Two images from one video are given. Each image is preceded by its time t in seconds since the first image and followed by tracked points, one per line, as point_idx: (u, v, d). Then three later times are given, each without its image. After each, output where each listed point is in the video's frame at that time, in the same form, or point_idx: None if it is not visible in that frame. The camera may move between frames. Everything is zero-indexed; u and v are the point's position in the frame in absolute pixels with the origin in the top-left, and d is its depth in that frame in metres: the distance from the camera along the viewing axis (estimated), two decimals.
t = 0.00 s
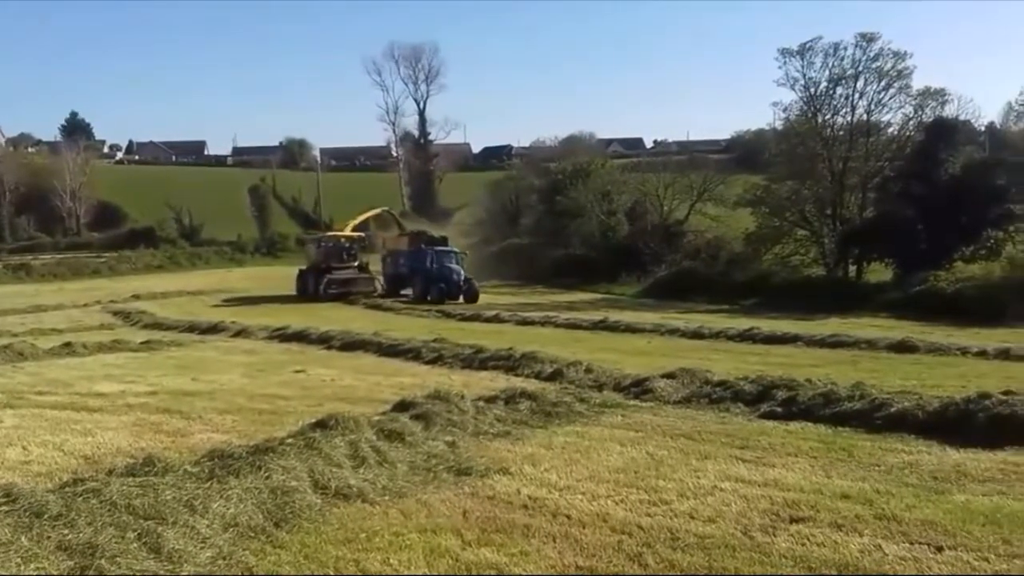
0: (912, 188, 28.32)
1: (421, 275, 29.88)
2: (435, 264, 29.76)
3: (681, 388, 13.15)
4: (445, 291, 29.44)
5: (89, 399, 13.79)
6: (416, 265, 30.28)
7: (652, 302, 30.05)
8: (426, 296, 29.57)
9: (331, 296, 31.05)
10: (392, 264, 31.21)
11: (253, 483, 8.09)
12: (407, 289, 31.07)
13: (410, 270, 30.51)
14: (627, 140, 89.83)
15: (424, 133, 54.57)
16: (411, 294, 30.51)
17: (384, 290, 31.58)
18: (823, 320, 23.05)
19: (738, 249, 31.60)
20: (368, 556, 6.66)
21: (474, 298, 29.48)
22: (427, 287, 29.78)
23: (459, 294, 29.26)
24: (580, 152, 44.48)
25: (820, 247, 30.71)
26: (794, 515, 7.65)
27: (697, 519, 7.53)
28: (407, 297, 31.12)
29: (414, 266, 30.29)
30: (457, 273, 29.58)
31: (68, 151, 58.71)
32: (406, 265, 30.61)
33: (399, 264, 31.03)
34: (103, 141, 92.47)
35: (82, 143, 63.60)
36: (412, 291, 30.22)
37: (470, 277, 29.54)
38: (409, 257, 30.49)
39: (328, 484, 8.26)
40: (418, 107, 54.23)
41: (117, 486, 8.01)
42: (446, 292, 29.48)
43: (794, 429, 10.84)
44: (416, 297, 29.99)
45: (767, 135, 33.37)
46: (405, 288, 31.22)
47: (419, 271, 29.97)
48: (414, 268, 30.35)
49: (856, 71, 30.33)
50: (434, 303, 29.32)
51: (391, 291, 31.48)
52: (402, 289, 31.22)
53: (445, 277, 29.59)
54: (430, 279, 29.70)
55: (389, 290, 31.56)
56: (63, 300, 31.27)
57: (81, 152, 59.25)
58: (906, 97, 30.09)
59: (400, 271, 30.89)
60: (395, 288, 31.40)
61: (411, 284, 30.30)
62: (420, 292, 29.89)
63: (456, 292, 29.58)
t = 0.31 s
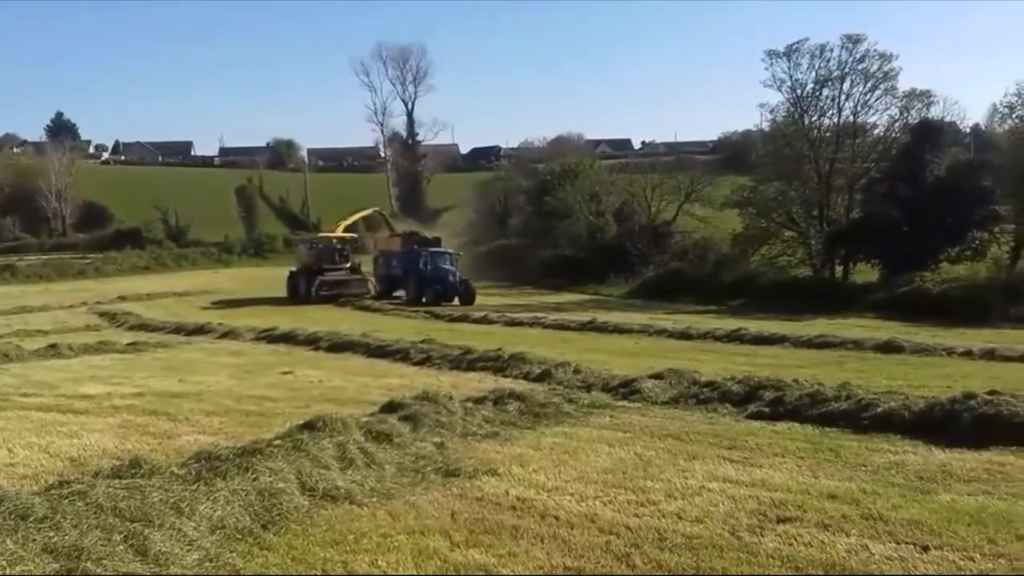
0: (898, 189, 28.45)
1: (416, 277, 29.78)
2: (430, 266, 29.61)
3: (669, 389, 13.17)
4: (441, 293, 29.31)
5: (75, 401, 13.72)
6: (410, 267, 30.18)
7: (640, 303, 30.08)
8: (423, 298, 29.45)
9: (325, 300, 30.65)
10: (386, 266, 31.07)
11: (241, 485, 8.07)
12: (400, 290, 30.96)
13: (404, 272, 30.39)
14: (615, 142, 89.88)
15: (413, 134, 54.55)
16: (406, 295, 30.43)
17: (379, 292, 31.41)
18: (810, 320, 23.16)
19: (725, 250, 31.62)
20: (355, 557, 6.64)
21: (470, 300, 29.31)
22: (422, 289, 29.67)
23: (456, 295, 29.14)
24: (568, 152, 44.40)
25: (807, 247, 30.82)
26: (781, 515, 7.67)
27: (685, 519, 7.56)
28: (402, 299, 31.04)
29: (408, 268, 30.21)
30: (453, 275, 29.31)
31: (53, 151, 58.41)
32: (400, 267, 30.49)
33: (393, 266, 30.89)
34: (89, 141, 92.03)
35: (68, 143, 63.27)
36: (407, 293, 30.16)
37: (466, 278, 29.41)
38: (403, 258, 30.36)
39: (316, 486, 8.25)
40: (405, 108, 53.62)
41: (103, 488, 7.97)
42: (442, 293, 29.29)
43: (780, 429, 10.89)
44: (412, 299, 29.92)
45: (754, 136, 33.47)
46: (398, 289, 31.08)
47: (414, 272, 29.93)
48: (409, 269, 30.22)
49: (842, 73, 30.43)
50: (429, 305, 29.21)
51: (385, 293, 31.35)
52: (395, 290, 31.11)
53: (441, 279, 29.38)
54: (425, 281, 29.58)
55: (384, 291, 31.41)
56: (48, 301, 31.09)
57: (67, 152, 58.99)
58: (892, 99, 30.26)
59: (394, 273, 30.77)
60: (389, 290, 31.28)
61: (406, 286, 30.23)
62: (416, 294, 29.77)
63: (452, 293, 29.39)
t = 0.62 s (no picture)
0: (883, 190, 28.59)
1: (410, 278, 29.52)
2: (426, 268, 29.48)
3: (655, 390, 13.20)
4: (438, 294, 29.18)
5: (60, 403, 13.66)
6: (403, 268, 29.90)
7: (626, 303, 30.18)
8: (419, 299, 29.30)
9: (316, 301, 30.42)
10: (378, 268, 30.83)
11: (226, 487, 8.05)
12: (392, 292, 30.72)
13: (397, 273, 30.08)
14: (601, 143, 89.99)
15: (399, 134, 54.51)
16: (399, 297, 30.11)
17: (370, 294, 31.02)
18: (795, 321, 23.26)
19: (711, 250, 31.69)
20: (342, 559, 6.64)
21: (467, 301, 29.06)
22: (417, 291, 29.52)
23: (453, 296, 29.04)
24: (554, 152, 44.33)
25: (792, 248, 30.91)
26: (766, 515, 7.70)
27: (671, 520, 7.58)
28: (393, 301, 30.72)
29: (401, 270, 29.94)
30: (449, 277, 29.31)
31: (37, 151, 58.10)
32: (393, 268, 30.19)
33: (385, 267, 30.57)
34: (73, 141, 91.62)
35: (52, 144, 62.94)
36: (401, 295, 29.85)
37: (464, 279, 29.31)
38: (395, 259, 30.17)
39: (302, 488, 8.24)
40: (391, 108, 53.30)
41: (87, 490, 7.93)
42: (439, 295, 29.22)
43: (766, 429, 10.94)
44: (406, 301, 29.64)
45: (740, 137, 33.58)
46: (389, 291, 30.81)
47: (407, 274, 29.70)
48: (401, 271, 30.01)
49: (827, 74, 30.56)
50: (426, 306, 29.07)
51: (376, 295, 31.04)
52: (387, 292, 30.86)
53: (437, 280, 29.34)
54: (421, 282, 29.43)
55: (377, 293, 31.09)
56: (32, 302, 30.90)
57: (51, 153, 58.69)
58: (876, 101, 30.41)
59: (385, 274, 30.53)
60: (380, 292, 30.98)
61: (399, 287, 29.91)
62: (411, 295, 29.58)
63: (448, 295, 29.27)
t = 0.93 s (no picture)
0: (870, 190, 28.72)
1: (406, 280, 29.44)
2: (421, 269, 29.30)
3: (643, 390, 13.20)
4: (434, 296, 28.94)
5: (46, 405, 13.58)
6: (398, 271, 29.86)
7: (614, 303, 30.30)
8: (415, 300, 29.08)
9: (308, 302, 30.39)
10: (372, 270, 30.68)
11: (214, 489, 8.02)
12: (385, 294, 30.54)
13: (392, 275, 30.01)
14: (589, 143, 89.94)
15: (387, 135, 54.41)
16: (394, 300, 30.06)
17: (363, 296, 30.79)
18: (782, 321, 23.34)
19: (699, 251, 31.74)
20: (330, 561, 6.63)
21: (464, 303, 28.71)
22: (414, 292, 29.37)
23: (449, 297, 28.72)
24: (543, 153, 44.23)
25: (779, 249, 30.98)
26: (754, 514, 7.73)
27: (660, 519, 7.59)
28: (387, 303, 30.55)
29: (397, 272, 29.87)
30: (446, 277, 28.79)
31: (23, 151, 57.84)
32: (387, 270, 30.08)
33: (379, 269, 30.43)
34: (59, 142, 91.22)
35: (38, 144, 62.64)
36: (396, 297, 29.80)
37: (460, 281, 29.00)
38: (390, 261, 30.07)
39: (290, 489, 8.22)
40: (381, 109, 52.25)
41: (74, 492, 7.90)
42: (435, 297, 28.85)
43: (753, 429, 10.95)
44: (402, 303, 29.59)
45: (727, 138, 33.64)
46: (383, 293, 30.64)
47: (403, 276, 29.60)
48: (397, 273, 29.89)
49: (813, 75, 30.64)
50: (422, 308, 28.85)
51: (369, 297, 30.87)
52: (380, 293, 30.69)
53: (433, 281, 28.97)
54: (417, 283, 29.27)
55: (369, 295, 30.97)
56: (17, 304, 30.74)
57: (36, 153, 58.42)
58: (862, 101, 30.51)
59: (379, 276, 30.36)
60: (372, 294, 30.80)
61: (394, 290, 29.83)
62: (406, 296, 29.46)
63: (445, 296, 28.93)
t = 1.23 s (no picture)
0: (856, 191, 28.83)
1: (401, 281, 29.47)
2: (416, 270, 29.31)
3: (631, 390, 13.22)
4: (430, 298, 28.94)
5: (32, 407, 13.51)
6: (393, 271, 29.80)
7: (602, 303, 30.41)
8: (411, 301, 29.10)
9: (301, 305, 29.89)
10: (365, 271, 30.65)
11: (201, 491, 7.99)
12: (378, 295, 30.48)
13: (386, 276, 29.99)
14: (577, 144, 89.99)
15: (375, 135, 54.34)
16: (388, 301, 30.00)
17: (356, 298, 30.66)
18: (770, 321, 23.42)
19: (687, 251, 31.78)
20: (318, 563, 6.61)
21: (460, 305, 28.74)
22: (410, 293, 29.34)
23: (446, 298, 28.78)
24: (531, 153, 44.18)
25: (767, 249, 31.06)
26: (742, 514, 7.75)
27: (648, 520, 7.60)
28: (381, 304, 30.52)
29: (391, 273, 29.82)
30: (442, 279, 28.80)
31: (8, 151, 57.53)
32: (382, 271, 30.00)
33: (373, 270, 30.41)
34: (45, 142, 90.80)
35: (24, 144, 62.34)
36: (390, 298, 29.75)
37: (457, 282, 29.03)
38: (385, 262, 30.05)
39: (278, 491, 8.20)
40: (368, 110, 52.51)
41: (60, 495, 7.86)
42: (431, 298, 28.89)
43: (741, 429, 10.97)
44: (397, 304, 29.56)
45: (715, 138, 33.70)
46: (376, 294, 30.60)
47: (398, 277, 29.60)
48: (391, 274, 29.87)
49: (800, 76, 30.74)
50: (418, 310, 28.87)
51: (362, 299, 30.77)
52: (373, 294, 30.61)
53: (429, 282, 28.96)
54: (412, 284, 29.29)
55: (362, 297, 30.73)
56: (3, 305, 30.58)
57: (22, 153, 58.15)
58: (849, 102, 30.65)
59: (373, 277, 30.31)
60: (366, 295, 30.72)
61: (388, 291, 29.78)
62: (402, 297, 29.47)
63: (441, 297, 28.96)
